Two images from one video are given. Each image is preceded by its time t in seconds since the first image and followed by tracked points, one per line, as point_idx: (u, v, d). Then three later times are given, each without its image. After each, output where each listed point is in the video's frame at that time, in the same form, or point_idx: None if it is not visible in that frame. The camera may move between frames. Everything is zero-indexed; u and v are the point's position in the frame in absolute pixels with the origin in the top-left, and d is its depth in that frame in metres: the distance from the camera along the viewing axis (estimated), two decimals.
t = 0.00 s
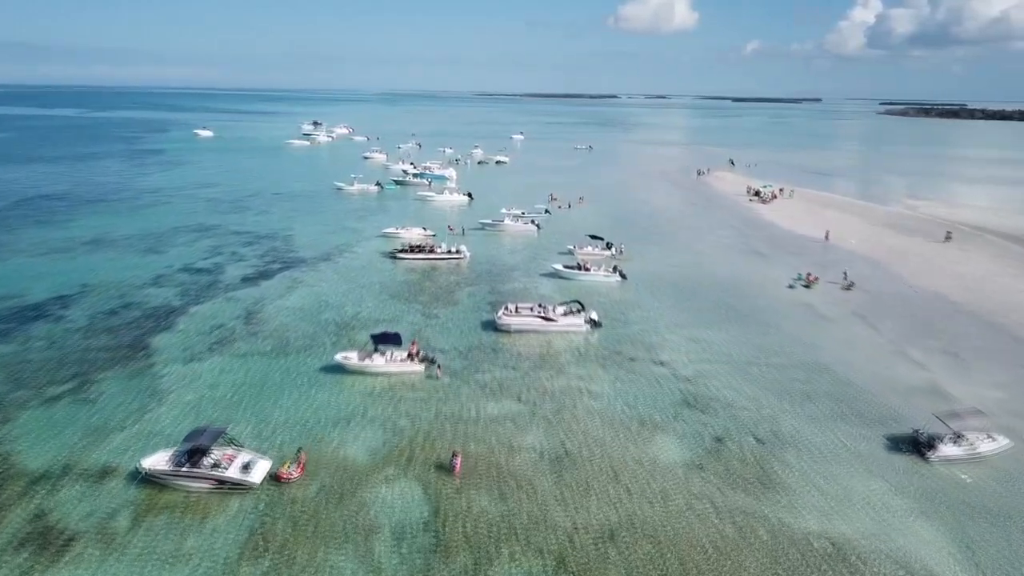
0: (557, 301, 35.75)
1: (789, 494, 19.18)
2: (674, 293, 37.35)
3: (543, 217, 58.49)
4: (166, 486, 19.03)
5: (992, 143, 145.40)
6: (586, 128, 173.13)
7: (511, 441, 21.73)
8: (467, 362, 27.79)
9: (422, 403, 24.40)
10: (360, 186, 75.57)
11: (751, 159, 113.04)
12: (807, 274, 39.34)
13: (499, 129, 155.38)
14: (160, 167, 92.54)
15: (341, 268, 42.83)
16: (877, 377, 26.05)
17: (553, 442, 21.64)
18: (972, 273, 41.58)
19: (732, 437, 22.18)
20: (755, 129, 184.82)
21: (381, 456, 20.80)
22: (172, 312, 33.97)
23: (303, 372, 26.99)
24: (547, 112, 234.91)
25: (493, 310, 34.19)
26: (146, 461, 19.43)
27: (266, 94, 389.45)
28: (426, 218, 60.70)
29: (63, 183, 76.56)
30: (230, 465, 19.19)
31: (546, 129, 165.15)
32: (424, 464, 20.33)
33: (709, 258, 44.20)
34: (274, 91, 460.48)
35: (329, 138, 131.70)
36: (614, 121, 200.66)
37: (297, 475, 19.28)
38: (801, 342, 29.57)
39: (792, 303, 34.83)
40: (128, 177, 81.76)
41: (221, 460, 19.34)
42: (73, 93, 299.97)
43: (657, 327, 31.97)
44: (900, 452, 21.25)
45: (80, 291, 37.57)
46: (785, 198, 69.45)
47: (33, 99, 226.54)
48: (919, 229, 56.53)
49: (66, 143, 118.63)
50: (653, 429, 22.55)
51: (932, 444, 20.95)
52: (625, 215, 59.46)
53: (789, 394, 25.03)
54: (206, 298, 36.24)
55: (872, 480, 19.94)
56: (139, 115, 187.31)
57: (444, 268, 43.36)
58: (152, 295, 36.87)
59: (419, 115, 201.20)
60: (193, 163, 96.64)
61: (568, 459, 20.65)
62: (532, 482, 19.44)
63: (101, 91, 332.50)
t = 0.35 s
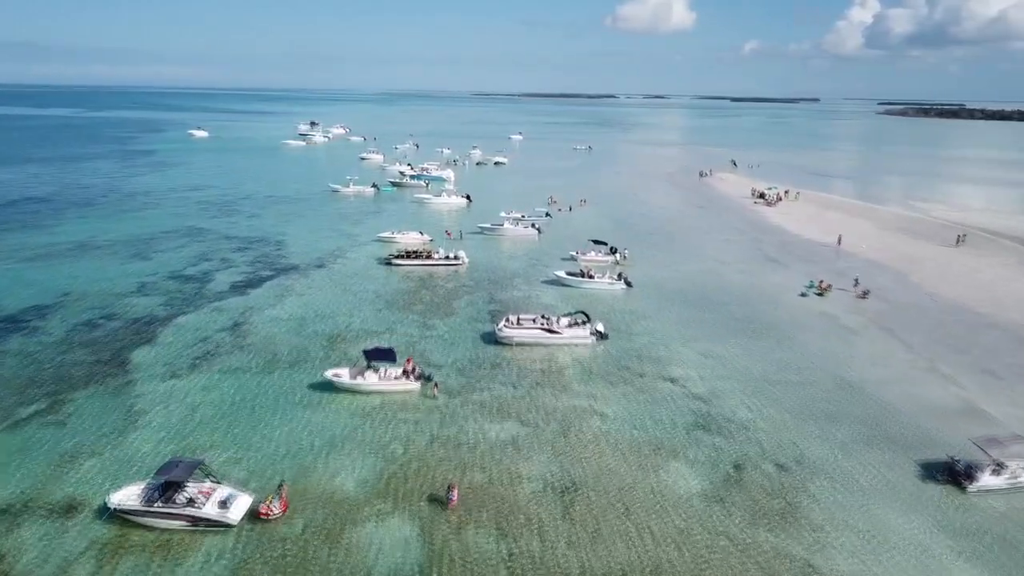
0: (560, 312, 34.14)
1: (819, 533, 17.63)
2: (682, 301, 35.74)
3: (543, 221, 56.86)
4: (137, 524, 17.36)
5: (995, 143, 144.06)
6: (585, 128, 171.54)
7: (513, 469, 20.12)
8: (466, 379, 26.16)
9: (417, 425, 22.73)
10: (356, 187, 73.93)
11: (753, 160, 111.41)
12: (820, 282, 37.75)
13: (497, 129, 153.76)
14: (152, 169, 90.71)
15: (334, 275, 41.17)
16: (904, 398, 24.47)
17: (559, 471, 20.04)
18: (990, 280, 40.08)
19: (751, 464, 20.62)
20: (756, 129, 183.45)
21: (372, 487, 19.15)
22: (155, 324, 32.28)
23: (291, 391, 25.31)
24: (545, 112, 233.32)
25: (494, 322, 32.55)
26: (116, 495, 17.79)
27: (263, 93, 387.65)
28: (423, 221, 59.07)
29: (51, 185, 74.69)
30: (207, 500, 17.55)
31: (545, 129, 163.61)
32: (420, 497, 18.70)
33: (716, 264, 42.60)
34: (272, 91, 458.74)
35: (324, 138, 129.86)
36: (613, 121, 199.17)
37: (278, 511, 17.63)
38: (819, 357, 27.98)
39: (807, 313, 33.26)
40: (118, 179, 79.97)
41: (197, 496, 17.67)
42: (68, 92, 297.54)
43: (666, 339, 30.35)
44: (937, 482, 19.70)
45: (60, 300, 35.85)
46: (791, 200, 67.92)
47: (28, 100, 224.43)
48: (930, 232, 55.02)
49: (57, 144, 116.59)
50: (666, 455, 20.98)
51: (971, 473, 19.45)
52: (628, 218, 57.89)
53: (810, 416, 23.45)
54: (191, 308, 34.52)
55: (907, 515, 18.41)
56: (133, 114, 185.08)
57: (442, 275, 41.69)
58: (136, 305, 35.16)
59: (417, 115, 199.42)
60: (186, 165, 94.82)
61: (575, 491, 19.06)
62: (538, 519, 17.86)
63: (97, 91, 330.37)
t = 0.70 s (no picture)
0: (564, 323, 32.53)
1: None
2: (692, 310, 34.12)
3: (544, 224, 55.24)
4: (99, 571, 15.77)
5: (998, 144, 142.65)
6: (584, 128, 170.09)
7: (517, 503, 18.48)
8: (466, 398, 24.53)
9: (411, 452, 21.03)
10: (352, 189, 72.27)
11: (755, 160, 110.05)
12: (834, 289, 36.15)
13: (496, 129, 152.24)
14: (144, 170, 88.95)
15: (328, 282, 39.51)
16: (932, 418, 22.91)
17: (567, 505, 18.43)
18: (1009, 286, 38.60)
19: (775, 496, 19.05)
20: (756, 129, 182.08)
21: (364, 526, 17.54)
22: (137, 336, 30.63)
23: (279, 411, 23.67)
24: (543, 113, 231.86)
25: (495, 334, 30.91)
26: (77, 538, 16.21)
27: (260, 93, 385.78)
28: (420, 224, 57.44)
29: (39, 187, 72.93)
30: (176, 546, 15.96)
31: (544, 129, 162.08)
32: (417, 537, 17.10)
33: (725, 270, 41.00)
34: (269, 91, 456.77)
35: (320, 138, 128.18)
36: (612, 121, 197.73)
37: (257, 555, 16.01)
38: (840, 372, 26.40)
39: (823, 323, 31.69)
40: (109, 180, 78.22)
41: (167, 540, 16.07)
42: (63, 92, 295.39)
43: (676, 353, 28.73)
44: (978, 516, 18.24)
45: (39, 310, 34.17)
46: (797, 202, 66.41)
47: (25, 100, 222.22)
48: (942, 236, 53.54)
49: (49, 144, 114.75)
50: (683, 485, 19.39)
51: (1016, 508, 17.95)
52: (631, 221, 56.29)
53: (835, 439, 21.87)
54: (176, 319, 32.86)
55: (949, 556, 16.85)
56: (128, 114, 183.09)
57: (440, 281, 40.05)
58: (119, 315, 33.49)
59: (414, 116, 197.88)
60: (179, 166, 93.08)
61: (587, 528, 17.47)
62: (547, 563, 16.27)
63: (92, 90, 328.18)
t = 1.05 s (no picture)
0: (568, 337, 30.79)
1: None
2: (703, 322, 32.37)
3: (545, 228, 53.51)
4: None
5: (1003, 144, 140.96)
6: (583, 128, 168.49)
7: (522, 549, 16.76)
8: (466, 422, 22.76)
9: (405, 487, 19.24)
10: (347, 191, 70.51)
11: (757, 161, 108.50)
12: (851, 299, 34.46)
13: (495, 129, 150.58)
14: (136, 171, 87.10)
15: (320, 291, 37.74)
16: (969, 445, 21.21)
17: (577, 550, 16.73)
18: None
19: (805, 538, 17.36)
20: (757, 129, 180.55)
21: None
22: (116, 351, 28.84)
23: (263, 437, 21.89)
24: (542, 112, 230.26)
25: (495, 349, 29.15)
26: None
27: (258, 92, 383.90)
28: (417, 228, 55.66)
29: (27, 189, 71.05)
30: None
31: (543, 129, 160.52)
32: None
33: (735, 277, 39.26)
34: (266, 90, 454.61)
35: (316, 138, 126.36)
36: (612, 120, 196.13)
37: None
38: (866, 392, 24.65)
39: (843, 336, 29.97)
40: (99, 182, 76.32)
41: None
42: (59, 91, 293.22)
43: (689, 370, 26.98)
44: None
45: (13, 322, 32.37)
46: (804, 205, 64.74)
47: (18, 99, 219.70)
48: (955, 240, 51.90)
49: (40, 144, 112.76)
50: (703, 526, 17.69)
51: None
52: (635, 225, 54.58)
53: (867, 470, 20.14)
54: (158, 332, 31.07)
55: None
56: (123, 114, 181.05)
57: (437, 290, 38.30)
58: (97, 327, 31.71)
59: (413, 116, 196.12)
60: (172, 167, 91.21)
61: None
62: None
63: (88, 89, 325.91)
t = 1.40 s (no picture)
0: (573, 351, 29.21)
1: None
2: (714, 333, 30.80)
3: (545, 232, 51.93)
4: None
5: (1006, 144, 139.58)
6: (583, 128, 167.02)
7: None
8: (464, 448, 21.15)
9: (398, 524, 17.62)
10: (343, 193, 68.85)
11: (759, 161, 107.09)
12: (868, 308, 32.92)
13: (493, 129, 149.04)
14: (128, 172, 85.33)
15: (311, 300, 36.11)
16: (1009, 475, 19.63)
17: None
18: None
19: None
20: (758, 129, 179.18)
21: None
22: (93, 367, 27.20)
23: (247, 465, 20.27)
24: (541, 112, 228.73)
25: (495, 365, 27.56)
26: None
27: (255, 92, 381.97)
28: (414, 232, 54.05)
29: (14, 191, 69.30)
30: None
31: (542, 129, 159.01)
32: None
33: (745, 285, 37.70)
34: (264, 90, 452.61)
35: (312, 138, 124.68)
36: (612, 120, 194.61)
37: None
38: (893, 413, 23.05)
39: (863, 349, 28.40)
40: (90, 184, 74.60)
41: None
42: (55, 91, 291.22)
43: (701, 387, 25.35)
44: None
45: None
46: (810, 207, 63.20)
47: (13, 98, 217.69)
48: (968, 244, 50.44)
49: (32, 144, 110.91)
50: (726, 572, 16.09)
51: None
52: (638, 228, 53.03)
53: (901, 503, 18.53)
54: (139, 345, 29.42)
55: None
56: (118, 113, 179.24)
57: (434, 299, 36.70)
58: (76, 340, 30.06)
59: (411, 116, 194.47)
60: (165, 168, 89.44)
61: None
62: None
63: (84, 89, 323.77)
